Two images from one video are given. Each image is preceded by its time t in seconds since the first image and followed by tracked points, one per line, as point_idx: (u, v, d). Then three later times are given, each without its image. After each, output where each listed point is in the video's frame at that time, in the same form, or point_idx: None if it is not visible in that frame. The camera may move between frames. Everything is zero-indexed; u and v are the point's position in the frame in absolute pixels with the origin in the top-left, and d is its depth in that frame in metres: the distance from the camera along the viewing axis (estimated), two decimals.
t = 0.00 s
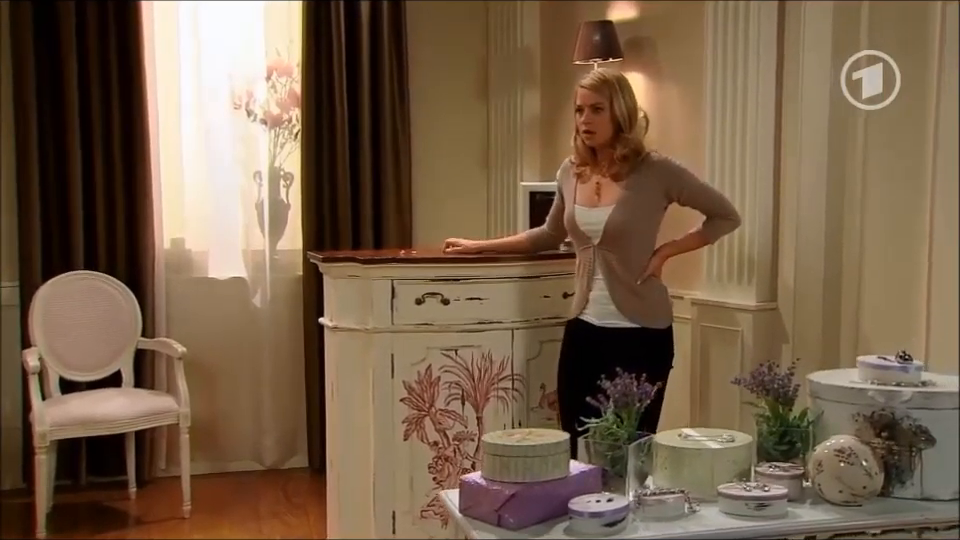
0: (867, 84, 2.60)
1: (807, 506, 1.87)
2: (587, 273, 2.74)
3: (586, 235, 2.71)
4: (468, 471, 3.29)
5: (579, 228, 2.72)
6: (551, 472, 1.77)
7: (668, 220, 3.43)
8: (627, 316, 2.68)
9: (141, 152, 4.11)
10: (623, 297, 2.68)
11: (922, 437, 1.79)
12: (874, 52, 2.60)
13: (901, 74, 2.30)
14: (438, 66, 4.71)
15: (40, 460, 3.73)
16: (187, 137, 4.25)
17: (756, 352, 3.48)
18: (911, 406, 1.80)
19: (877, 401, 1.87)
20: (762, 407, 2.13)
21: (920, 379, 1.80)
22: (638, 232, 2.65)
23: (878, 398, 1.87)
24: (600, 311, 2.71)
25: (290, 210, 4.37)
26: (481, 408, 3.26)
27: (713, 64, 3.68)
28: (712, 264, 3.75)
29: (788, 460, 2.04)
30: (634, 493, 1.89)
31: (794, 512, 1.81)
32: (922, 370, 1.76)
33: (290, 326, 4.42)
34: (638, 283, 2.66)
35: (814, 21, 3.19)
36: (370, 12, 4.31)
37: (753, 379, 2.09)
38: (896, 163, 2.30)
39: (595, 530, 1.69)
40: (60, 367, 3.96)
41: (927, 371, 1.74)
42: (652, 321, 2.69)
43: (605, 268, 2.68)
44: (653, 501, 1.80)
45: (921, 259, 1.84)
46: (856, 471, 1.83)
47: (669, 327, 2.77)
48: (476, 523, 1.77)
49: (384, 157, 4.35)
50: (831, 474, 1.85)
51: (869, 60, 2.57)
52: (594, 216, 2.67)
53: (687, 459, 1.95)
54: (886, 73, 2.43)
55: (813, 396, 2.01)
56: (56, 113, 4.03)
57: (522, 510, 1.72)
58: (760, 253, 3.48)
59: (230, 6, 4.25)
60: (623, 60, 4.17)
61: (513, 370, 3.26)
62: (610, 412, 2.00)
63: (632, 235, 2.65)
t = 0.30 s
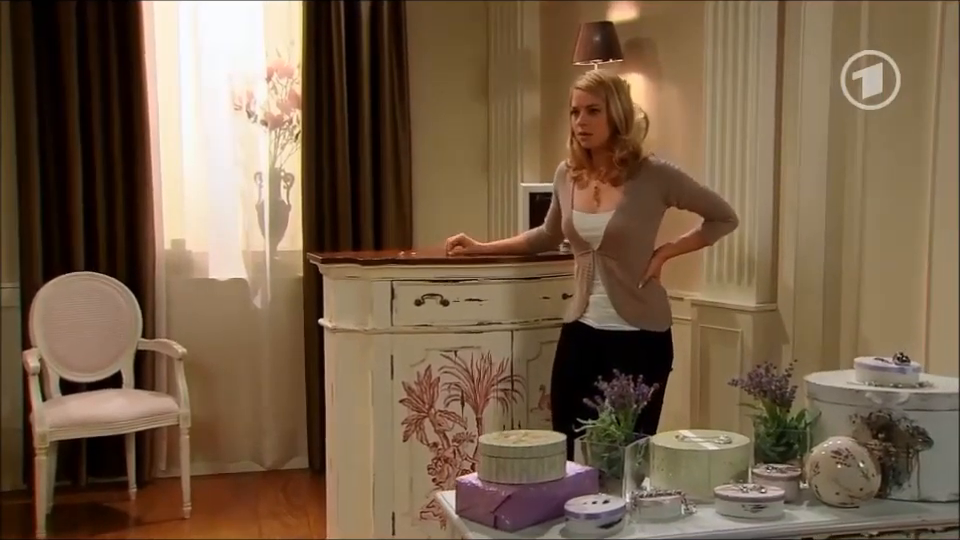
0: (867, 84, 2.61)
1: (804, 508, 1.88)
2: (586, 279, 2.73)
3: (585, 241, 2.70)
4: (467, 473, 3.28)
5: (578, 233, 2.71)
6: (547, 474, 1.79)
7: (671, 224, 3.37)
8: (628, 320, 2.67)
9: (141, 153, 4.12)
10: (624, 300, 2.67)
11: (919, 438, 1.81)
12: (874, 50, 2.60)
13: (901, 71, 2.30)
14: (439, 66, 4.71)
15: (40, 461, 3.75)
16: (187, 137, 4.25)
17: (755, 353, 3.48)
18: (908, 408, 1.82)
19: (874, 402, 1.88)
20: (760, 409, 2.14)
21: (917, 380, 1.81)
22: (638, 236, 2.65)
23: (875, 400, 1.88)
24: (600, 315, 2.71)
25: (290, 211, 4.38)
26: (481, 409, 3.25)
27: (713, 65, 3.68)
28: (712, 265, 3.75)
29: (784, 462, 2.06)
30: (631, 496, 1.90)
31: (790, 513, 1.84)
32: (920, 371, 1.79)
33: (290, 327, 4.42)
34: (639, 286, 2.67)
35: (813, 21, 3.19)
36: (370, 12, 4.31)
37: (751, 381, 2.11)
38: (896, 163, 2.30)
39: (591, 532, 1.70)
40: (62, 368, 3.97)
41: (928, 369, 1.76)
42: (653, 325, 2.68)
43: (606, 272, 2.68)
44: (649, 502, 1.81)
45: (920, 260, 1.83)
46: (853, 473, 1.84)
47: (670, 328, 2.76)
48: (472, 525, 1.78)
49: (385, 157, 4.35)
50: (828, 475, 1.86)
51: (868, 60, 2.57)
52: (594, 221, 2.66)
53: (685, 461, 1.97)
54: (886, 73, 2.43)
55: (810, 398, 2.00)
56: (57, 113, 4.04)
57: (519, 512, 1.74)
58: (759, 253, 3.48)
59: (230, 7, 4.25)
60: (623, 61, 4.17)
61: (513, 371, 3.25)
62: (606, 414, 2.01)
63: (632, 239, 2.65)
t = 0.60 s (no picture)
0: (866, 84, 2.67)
1: (803, 510, 1.88)
2: (577, 287, 2.73)
3: (576, 249, 2.69)
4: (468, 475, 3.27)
5: (569, 241, 2.70)
6: (544, 475, 1.79)
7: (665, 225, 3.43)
8: (620, 326, 2.67)
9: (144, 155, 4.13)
10: (617, 306, 2.67)
11: (918, 441, 1.83)
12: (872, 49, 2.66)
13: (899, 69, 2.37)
14: (441, 68, 4.71)
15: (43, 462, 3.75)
16: (190, 137, 4.26)
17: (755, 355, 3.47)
18: (908, 410, 1.83)
19: (873, 405, 1.89)
20: (760, 413, 2.14)
21: (918, 383, 1.84)
22: (629, 243, 2.64)
23: (874, 402, 1.88)
24: (594, 321, 2.70)
25: (292, 212, 4.38)
26: (482, 411, 3.25)
27: (714, 66, 3.68)
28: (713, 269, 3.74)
29: (784, 464, 2.04)
30: (629, 497, 1.90)
31: (789, 516, 1.84)
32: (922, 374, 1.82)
33: (292, 328, 4.42)
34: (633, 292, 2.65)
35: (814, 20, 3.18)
36: (372, 13, 4.31)
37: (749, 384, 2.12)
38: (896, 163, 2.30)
39: (588, 534, 1.71)
40: (64, 370, 3.98)
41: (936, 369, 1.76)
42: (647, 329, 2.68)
43: (598, 278, 2.67)
44: (647, 504, 1.81)
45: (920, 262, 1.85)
46: (852, 475, 1.83)
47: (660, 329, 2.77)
48: (469, 527, 1.78)
49: (387, 158, 4.36)
50: (826, 478, 1.86)
51: (872, 60, 2.56)
52: (584, 230, 2.65)
53: (683, 463, 1.99)
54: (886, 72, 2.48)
55: (809, 400, 2.01)
56: (60, 114, 4.05)
57: (517, 513, 1.74)
58: (760, 255, 3.47)
59: (232, 7, 4.26)
60: (625, 63, 4.17)
61: (514, 373, 3.25)
62: (605, 415, 2.03)
63: (623, 245, 2.65)
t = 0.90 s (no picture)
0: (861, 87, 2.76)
1: (808, 514, 1.86)
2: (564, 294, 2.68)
3: (561, 256, 2.64)
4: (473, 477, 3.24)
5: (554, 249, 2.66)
6: (548, 478, 1.78)
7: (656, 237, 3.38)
8: (606, 334, 2.62)
9: (151, 156, 4.13)
10: (602, 314, 2.63)
11: (925, 444, 1.83)
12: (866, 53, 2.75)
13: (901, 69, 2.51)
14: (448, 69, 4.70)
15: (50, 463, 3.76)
16: (197, 138, 4.26)
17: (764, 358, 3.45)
18: (914, 414, 1.84)
19: (879, 408, 1.87)
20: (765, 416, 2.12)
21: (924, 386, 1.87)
22: (615, 251, 2.59)
23: (880, 406, 1.87)
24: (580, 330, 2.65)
25: (299, 214, 4.38)
26: (488, 413, 3.23)
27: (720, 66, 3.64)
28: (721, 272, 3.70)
29: (790, 467, 2.02)
30: (633, 501, 1.90)
31: (794, 519, 1.82)
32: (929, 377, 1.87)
33: (298, 330, 4.41)
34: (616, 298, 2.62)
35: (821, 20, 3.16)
36: (379, 13, 4.31)
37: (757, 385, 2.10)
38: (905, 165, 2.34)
39: (592, 538, 1.69)
40: (71, 371, 3.98)
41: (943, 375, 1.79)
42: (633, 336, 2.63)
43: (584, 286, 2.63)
44: (651, 507, 1.80)
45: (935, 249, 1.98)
46: (858, 478, 1.82)
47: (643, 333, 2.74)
48: (473, 530, 1.78)
49: (394, 159, 4.36)
50: (833, 481, 1.84)
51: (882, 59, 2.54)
52: (568, 237, 2.61)
53: (688, 466, 1.98)
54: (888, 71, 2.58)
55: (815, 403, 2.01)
56: (68, 114, 4.05)
57: (521, 517, 1.74)
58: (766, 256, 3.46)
59: (239, 8, 4.26)
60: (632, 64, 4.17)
61: (520, 374, 3.23)
62: (608, 417, 2.04)
63: (609, 253, 2.60)
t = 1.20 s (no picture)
0: (863, 84, 2.70)
1: (823, 522, 1.83)
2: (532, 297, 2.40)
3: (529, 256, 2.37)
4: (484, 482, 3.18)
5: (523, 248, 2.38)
6: (558, 484, 1.73)
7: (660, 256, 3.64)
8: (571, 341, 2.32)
9: (159, 160, 4.09)
10: (569, 321, 2.33)
11: (943, 451, 1.77)
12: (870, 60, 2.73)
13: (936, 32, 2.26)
14: (461, 71, 4.64)
15: (57, 467, 3.74)
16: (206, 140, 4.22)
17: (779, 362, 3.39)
18: (931, 419, 1.79)
19: (895, 413, 1.83)
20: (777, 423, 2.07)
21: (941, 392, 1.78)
22: (581, 253, 2.30)
23: (897, 411, 1.83)
24: (547, 336, 2.36)
25: (309, 216, 4.34)
26: (499, 418, 3.17)
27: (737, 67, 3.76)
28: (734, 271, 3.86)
29: (804, 473, 1.98)
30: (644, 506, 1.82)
31: (808, 527, 1.78)
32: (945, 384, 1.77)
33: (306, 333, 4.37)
34: (581, 304, 2.31)
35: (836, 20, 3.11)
36: (390, 14, 4.27)
37: (770, 390, 2.05)
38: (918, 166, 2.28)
39: None
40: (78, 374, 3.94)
41: (948, 381, 1.72)
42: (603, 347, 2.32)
43: (550, 290, 2.35)
44: (662, 514, 1.75)
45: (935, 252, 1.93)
46: (874, 486, 1.78)
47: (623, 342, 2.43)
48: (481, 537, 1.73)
49: (405, 160, 4.31)
50: (848, 489, 1.81)
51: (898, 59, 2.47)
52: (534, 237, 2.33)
53: (699, 472, 1.90)
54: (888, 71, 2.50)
55: (830, 409, 1.97)
56: (76, 114, 4.02)
57: (529, 524, 1.69)
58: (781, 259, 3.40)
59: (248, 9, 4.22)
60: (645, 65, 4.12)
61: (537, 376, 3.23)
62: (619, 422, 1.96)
63: (577, 255, 2.30)
